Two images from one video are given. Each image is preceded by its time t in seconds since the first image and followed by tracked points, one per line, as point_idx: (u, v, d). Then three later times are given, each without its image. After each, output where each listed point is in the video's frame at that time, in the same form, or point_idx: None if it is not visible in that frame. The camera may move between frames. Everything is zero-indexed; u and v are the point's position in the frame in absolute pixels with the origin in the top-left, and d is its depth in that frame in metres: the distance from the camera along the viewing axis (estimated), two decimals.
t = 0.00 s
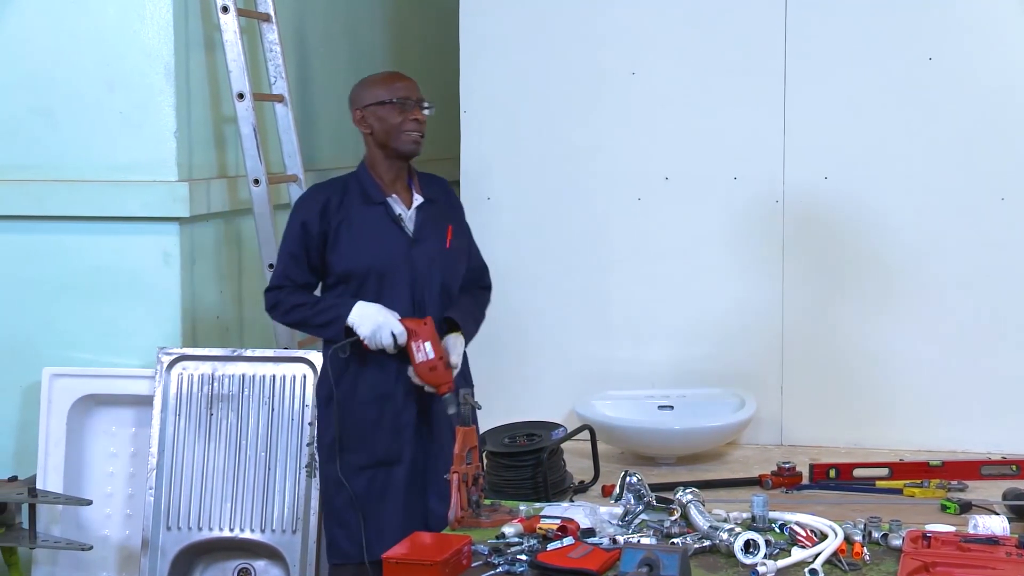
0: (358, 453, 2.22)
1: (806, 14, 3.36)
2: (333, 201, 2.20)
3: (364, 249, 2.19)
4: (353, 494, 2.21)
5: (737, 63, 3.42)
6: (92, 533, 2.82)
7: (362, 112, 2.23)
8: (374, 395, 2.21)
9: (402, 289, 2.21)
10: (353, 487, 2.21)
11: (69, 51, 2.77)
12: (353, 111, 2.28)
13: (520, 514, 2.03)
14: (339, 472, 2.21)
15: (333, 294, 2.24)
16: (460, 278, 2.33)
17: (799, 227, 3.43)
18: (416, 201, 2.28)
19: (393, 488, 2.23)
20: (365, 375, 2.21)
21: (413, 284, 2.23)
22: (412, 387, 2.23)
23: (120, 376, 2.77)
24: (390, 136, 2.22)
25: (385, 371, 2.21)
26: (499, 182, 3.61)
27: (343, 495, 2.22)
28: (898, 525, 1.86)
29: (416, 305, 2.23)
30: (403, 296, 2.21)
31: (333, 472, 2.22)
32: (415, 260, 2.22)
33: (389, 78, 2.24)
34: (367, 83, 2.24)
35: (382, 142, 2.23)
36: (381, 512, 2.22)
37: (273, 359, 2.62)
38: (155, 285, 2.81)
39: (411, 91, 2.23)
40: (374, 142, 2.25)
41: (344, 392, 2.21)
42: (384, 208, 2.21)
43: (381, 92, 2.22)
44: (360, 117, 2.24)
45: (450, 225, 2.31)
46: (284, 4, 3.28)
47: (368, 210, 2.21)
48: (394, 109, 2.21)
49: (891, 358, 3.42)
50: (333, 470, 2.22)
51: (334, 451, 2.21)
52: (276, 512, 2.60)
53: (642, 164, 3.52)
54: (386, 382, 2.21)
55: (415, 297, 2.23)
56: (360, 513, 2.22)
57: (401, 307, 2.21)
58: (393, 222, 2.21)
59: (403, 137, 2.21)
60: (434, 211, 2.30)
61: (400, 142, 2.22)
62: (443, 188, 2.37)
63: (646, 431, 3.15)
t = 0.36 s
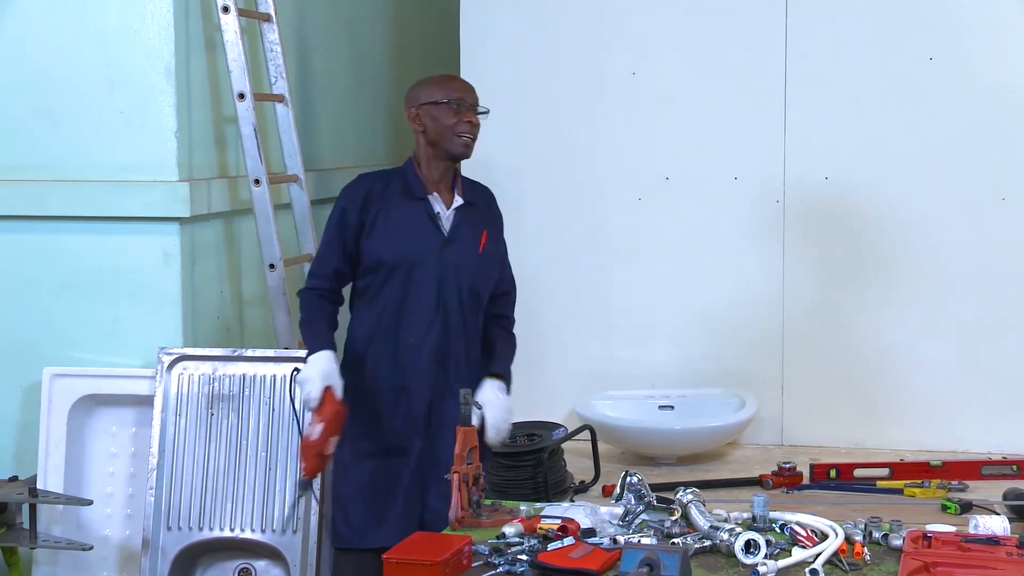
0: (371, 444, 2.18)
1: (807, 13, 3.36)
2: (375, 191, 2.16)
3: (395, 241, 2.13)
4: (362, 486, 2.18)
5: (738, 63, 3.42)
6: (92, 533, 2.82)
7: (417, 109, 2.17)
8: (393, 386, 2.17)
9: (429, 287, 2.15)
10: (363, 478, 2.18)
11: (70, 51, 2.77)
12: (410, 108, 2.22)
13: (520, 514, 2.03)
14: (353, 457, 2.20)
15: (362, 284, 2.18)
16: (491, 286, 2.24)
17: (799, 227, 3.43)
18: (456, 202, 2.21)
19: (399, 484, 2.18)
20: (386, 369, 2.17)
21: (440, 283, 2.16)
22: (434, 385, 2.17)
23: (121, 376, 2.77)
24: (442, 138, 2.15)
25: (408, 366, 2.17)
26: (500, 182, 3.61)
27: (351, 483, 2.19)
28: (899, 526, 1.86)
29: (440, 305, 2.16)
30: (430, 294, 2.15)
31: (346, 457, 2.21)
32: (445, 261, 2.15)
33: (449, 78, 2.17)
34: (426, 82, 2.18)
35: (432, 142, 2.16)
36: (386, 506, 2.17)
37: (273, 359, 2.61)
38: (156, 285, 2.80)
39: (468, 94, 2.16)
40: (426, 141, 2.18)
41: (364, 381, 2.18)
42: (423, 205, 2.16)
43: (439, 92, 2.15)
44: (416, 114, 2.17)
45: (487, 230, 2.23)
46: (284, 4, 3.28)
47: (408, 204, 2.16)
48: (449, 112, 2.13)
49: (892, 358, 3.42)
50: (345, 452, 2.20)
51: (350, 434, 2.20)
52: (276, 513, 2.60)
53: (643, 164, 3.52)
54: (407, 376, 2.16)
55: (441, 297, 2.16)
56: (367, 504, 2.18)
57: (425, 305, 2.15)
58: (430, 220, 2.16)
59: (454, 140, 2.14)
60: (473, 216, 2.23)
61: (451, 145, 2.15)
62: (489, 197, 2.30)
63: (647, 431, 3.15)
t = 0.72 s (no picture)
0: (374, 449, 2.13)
1: (808, 13, 3.36)
2: (369, 192, 2.12)
3: (391, 242, 2.09)
4: (367, 492, 2.13)
5: (739, 63, 3.42)
6: (92, 533, 2.82)
7: (418, 109, 2.11)
8: (394, 389, 2.12)
9: (427, 288, 2.10)
10: (366, 484, 2.13)
11: (70, 51, 2.77)
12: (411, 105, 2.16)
13: (521, 514, 2.03)
14: (356, 463, 2.15)
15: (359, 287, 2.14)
16: (489, 287, 2.19)
17: (800, 227, 3.43)
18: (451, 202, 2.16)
19: (405, 489, 2.13)
20: (385, 372, 2.12)
21: (438, 284, 2.10)
22: (434, 388, 2.12)
23: (122, 376, 2.77)
24: (439, 141, 2.10)
25: (407, 370, 2.12)
26: (500, 182, 3.61)
27: (356, 489, 2.15)
28: (899, 526, 1.86)
29: (439, 306, 2.10)
30: (427, 296, 2.10)
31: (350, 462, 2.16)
32: (443, 262, 2.10)
33: (453, 81, 2.12)
34: (431, 81, 2.12)
35: (430, 144, 2.11)
36: (391, 513, 2.12)
37: (274, 359, 2.61)
38: (156, 285, 2.80)
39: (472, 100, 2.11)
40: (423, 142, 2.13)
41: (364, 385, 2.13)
42: (418, 205, 2.11)
43: (443, 95, 2.09)
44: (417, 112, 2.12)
45: (483, 229, 2.18)
46: (284, 4, 3.28)
47: (402, 205, 2.11)
48: (450, 116, 2.08)
49: (893, 358, 3.42)
50: (349, 458, 2.16)
51: (353, 439, 2.15)
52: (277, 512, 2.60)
53: (643, 164, 3.52)
54: (407, 379, 2.12)
55: (439, 299, 2.10)
56: (372, 511, 2.13)
57: (423, 307, 2.10)
58: (425, 220, 2.11)
59: (452, 146, 2.10)
60: (470, 215, 2.17)
61: (451, 150, 2.10)
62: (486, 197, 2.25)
63: (647, 431, 3.15)
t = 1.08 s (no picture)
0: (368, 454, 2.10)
1: (808, 14, 3.36)
2: (342, 197, 2.08)
3: (370, 246, 2.07)
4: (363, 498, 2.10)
5: (739, 64, 3.42)
6: (93, 533, 2.82)
7: (409, 121, 2.05)
8: (381, 393, 2.10)
9: (410, 289, 2.09)
10: (360, 491, 2.10)
11: (70, 51, 2.77)
12: (393, 108, 2.08)
13: (521, 514, 2.03)
14: (350, 471, 2.11)
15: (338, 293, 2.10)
16: (465, 285, 2.22)
17: (799, 227, 3.43)
18: (422, 203, 2.17)
19: (401, 491, 2.11)
20: (371, 375, 2.09)
21: (419, 285, 2.10)
22: (420, 390, 2.11)
23: (122, 376, 2.77)
24: (421, 156, 2.09)
25: (394, 373, 2.10)
26: (500, 182, 3.61)
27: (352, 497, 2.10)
28: (899, 526, 1.86)
29: (423, 306, 2.11)
30: (410, 297, 2.09)
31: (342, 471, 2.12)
32: (423, 261, 2.11)
33: (443, 92, 2.08)
34: (421, 90, 2.06)
35: (415, 155, 2.09)
36: (389, 518, 2.10)
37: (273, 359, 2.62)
38: (156, 285, 2.80)
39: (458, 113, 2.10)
40: (401, 147, 2.11)
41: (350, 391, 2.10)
42: (393, 207, 2.10)
43: (438, 110, 2.05)
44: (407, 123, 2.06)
45: (453, 226, 2.21)
46: (284, 4, 3.28)
47: (377, 208, 2.10)
48: (439, 138, 2.07)
49: (894, 357, 3.42)
50: (339, 467, 2.12)
51: (343, 448, 2.11)
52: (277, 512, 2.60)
53: (644, 164, 3.52)
54: (393, 382, 2.10)
55: (422, 299, 2.10)
56: (372, 517, 2.09)
57: (407, 309, 2.09)
58: (401, 221, 2.10)
59: (438, 160, 2.10)
60: (440, 215, 2.19)
61: (435, 161, 2.10)
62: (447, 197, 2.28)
63: (647, 431, 3.15)
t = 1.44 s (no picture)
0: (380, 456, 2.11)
1: (808, 14, 3.36)
2: (366, 195, 2.02)
3: (396, 247, 2.04)
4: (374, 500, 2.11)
5: (739, 64, 3.42)
6: (93, 533, 2.82)
7: (436, 131, 2.04)
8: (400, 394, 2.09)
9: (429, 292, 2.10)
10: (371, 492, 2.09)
11: (70, 52, 2.77)
12: (422, 113, 2.06)
13: (521, 514, 2.03)
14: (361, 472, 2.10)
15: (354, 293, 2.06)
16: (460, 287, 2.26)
17: (799, 227, 3.43)
18: (433, 204, 2.17)
19: (410, 493, 2.12)
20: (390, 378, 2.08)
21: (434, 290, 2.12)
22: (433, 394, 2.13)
23: (121, 377, 2.78)
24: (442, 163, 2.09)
25: (410, 377, 2.10)
26: (501, 182, 3.61)
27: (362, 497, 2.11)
28: (899, 526, 1.86)
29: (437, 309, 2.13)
30: (427, 302, 2.10)
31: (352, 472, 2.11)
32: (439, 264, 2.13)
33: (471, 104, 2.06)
34: (446, 98, 2.04)
35: (435, 162, 2.09)
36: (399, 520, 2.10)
37: (273, 359, 2.61)
38: (156, 285, 2.81)
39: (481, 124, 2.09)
40: (422, 153, 2.09)
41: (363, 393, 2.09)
42: (414, 210, 2.08)
43: (466, 125, 2.04)
44: (434, 133, 2.04)
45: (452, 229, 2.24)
46: (285, 4, 3.28)
47: (400, 209, 2.06)
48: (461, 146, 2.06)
49: (894, 357, 3.42)
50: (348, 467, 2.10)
51: (353, 449, 2.09)
52: (277, 512, 2.60)
53: (643, 164, 3.52)
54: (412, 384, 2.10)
55: (435, 303, 2.12)
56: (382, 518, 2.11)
57: (424, 314, 2.10)
58: (420, 223, 2.09)
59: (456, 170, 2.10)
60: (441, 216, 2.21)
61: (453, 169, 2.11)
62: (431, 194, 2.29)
63: (647, 431, 3.15)
